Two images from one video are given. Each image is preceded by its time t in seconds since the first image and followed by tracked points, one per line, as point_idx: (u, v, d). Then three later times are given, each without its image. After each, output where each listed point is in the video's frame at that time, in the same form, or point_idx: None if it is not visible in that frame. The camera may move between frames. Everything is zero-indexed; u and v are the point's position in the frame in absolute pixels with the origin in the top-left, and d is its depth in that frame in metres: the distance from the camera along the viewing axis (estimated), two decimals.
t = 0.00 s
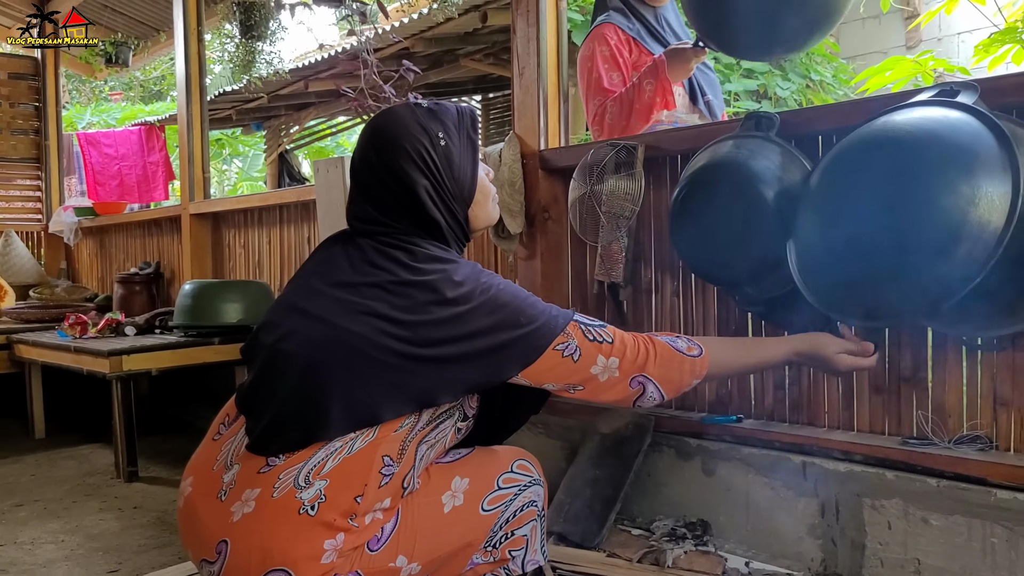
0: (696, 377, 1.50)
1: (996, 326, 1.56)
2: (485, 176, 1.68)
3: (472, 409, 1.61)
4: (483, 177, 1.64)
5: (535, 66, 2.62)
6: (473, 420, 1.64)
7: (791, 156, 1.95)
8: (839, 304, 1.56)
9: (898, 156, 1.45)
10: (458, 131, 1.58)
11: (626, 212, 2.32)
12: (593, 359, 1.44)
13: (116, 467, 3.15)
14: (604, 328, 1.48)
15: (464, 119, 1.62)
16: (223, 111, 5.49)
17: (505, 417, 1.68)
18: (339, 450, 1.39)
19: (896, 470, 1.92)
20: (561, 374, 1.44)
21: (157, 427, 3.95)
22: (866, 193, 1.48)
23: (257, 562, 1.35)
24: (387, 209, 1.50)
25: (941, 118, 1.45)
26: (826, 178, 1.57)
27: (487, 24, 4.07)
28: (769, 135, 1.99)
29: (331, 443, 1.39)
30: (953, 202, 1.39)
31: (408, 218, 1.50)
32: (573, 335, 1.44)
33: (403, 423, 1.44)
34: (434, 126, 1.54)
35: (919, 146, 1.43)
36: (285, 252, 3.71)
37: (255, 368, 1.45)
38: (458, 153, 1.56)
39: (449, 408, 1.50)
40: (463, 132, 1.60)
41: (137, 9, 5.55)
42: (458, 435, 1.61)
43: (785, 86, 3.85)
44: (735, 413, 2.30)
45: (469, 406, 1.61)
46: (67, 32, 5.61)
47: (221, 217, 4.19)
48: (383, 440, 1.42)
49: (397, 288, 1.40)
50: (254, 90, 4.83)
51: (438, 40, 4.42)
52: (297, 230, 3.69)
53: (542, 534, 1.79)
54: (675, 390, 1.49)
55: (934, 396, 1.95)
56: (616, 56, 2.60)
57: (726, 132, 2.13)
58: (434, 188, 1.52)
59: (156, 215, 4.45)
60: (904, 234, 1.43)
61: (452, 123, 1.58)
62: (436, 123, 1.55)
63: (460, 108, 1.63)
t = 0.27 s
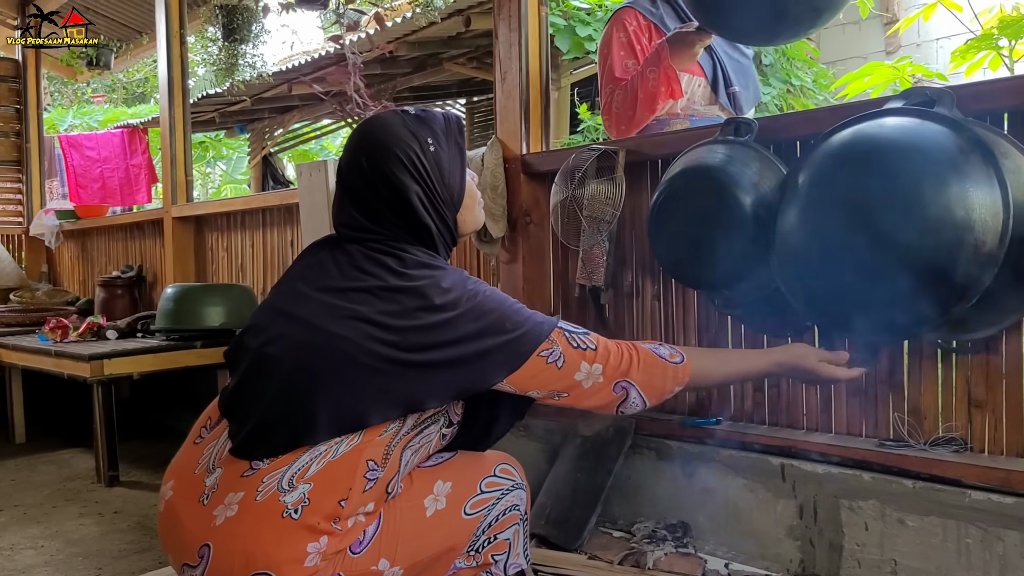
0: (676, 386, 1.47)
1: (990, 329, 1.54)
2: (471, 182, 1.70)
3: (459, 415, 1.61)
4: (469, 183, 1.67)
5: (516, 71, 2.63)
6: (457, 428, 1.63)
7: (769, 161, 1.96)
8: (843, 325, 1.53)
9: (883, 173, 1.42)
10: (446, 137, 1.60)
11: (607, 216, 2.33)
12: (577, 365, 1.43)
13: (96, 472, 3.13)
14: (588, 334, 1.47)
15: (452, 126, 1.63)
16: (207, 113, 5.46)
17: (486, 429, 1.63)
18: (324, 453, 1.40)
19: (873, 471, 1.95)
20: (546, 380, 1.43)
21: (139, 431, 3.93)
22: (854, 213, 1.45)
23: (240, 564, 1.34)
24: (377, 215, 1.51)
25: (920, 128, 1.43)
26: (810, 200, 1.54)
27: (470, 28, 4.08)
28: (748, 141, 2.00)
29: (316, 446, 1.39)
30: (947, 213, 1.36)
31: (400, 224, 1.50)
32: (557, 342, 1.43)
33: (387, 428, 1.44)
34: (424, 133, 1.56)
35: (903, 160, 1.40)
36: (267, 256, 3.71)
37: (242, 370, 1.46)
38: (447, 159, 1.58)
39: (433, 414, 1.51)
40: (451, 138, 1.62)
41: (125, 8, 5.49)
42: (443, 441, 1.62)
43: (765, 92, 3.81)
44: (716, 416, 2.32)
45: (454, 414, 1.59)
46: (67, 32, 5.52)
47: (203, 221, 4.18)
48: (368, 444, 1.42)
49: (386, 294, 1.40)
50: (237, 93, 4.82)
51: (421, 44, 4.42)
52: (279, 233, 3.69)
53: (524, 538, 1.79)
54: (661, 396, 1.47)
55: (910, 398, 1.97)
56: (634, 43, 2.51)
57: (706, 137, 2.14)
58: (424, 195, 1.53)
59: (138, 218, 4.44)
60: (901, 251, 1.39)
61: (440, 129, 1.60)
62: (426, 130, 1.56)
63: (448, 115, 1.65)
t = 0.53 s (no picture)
0: (620, 407, 1.49)
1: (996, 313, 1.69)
2: (428, 183, 1.69)
3: (418, 416, 1.58)
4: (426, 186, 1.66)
5: (489, 73, 2.63)
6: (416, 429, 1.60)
7: (738, 163, 1.97)
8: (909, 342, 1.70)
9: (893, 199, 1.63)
10: (402, 137, 1.59)
11: (579, 219, 2.34)
12: (525, 383, 1.43)
13: (64, 476, 3.09)
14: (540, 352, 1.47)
15: (409, 127, 1.63)
16: (178, 113, 5.41)
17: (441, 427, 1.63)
18: (276, 455, 1.37)
19: (841, 473, 1.96)
20: (494, 397, 1.44)
21: (109, 435, 3.89)
22: (884, 240, 1.64)
23: (195, 569, 1.32)
24: (333, 217, 1.51)
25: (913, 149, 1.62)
26: (833, 241, 1.73)
27: (445, 29, 4.08)
28: (718, 144, 2.01)
29: (268, 447, 1.38)
30: (964, 218, 1.55)
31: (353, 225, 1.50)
32: (507, 357, 1.43)
33: (341, 430, 1.42)
34: (379, 133, 1.55)
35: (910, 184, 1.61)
36: (239, 258, 3.69)
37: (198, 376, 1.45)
38: (403, 159, 1.57)
39: (388, 416, 1.49)
40: (408, 139, 1.61)
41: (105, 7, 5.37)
42: (405, 443, 1.59)
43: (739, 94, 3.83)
44: (686, 418, 2.33)
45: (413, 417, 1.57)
46: (67, 32, 5.39)
47: (174, 222, 4.15)
48: (320, 446, 1.40)
49: (337, 297, 1.40)
50: (209, 93, 4.78)
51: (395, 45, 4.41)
52: (252, 235, 3.66)
53: (494, 536, 1.78)
54: (607, 416, 1.49)
55: (878, 400, 1.99)
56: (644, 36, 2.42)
57: (676, 142, 2.15)
58: (378, 195, 1.53)
59: (107, 219, 4.39)
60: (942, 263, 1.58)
61: (397, 130, 1.59)
62: (381, 131, 1.56)
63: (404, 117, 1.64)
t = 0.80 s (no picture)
0: (515, 418, 1.27)
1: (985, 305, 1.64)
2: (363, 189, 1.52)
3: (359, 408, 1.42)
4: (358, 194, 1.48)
5: (457, 76, 2.63)
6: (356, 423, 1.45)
7: (702, 168, 1.98)
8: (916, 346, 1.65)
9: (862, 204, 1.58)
10: (335, 141, 1.45)
11: (546, 222, 2.34)
12: (415, 403, 1.23)
13: (27, 482, 3.05)
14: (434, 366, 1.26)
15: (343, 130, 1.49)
16: (144, 113, 5.36)
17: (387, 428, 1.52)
18: (212, 451, 1.27)
19: (803, 474, 1.99)
20: (385, 414, 1.24)
21: (73, 439, 3.85)
22: (863, 245, 1.59)
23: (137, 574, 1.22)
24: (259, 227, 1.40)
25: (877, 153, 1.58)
26: (814, 249, 1.69)
27: (414, 31, 4.07)
28: (683, 149, 2.02)
29: (205, 443, 1.27)
30: (943, 213, 1.50)
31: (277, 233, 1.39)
32: (404, 370, 1.23)
33: (275, 422, 1.31)
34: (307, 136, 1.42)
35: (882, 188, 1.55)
36: (206, 260, 3.66)
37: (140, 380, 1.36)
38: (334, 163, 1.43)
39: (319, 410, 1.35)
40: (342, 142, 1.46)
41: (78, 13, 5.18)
42: (347, 440, 1.45)
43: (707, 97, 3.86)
44: (653, 421, 2.34)
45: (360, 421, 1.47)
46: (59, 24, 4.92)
47: (139, 223, 4.10)
48: (253, 443, 1.29)
49: (258, 297, 1.28)
50: (175, 93, 4.74)
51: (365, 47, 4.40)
52: (218, 237, 3.64)
53: (453, 527, 1.60)
54: (502, 433, 1.27)
55: (839, 402, 2.02)
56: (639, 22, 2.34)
57: (643, 147, 2.16)
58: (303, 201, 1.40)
59: (71, 220, 4.34)
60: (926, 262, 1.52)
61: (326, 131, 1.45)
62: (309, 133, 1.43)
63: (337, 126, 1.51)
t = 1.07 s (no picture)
0: (403, 385, 1.46)
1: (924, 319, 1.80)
2: (310, 207, 1.68)
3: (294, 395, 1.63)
4: (302, 209, 1.65)
5: (430, 80, 2.62)
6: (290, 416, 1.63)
7: (671, 174, 1.99)
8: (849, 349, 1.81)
9: (813, 215, 1.73)
10: (280, 160, 1.63)
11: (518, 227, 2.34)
12: (313, 375, 1.40)
13: None
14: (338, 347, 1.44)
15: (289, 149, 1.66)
16: (117, 113, 5.29)
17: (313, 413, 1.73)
18: (143, 431, 1.49)
19: (772, 479, 2.00)
20: (293, 391, 1.42)
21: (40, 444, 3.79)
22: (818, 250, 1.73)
23: (72, 546, 1.44)
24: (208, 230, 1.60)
25: (827, 165, 1.73)
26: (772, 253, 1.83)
27: (389, 33, 4.06)
28: (653, 155, 2.03)
29: (140, 425, 1.49)
30: (887, 231, 1.66)
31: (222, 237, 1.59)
32: (311, 345, 1.41)
33: (210, 405, 1.52)
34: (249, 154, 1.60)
35: (843, 197, 1.69)
36: (177, 263, 3.62)
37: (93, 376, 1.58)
38: (276, 179, 1.61)
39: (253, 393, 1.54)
40: (287, 160, 1.64)
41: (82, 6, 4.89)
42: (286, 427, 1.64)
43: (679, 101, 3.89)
44: (624, 425, 2.34)
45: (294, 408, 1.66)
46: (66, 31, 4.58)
47: (109, 225, 4.05)
48: (186, 423, 1.50)
49: (206, 289, 1.51)
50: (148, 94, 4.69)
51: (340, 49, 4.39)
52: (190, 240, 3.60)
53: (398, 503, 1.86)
54: (392, 400, 1.45)
55: (808, 407, 2.03)
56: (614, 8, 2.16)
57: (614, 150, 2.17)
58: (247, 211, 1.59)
59: (41, 221, 4.28)
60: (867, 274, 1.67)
61: (267, 150, 1.63)
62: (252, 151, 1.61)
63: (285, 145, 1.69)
